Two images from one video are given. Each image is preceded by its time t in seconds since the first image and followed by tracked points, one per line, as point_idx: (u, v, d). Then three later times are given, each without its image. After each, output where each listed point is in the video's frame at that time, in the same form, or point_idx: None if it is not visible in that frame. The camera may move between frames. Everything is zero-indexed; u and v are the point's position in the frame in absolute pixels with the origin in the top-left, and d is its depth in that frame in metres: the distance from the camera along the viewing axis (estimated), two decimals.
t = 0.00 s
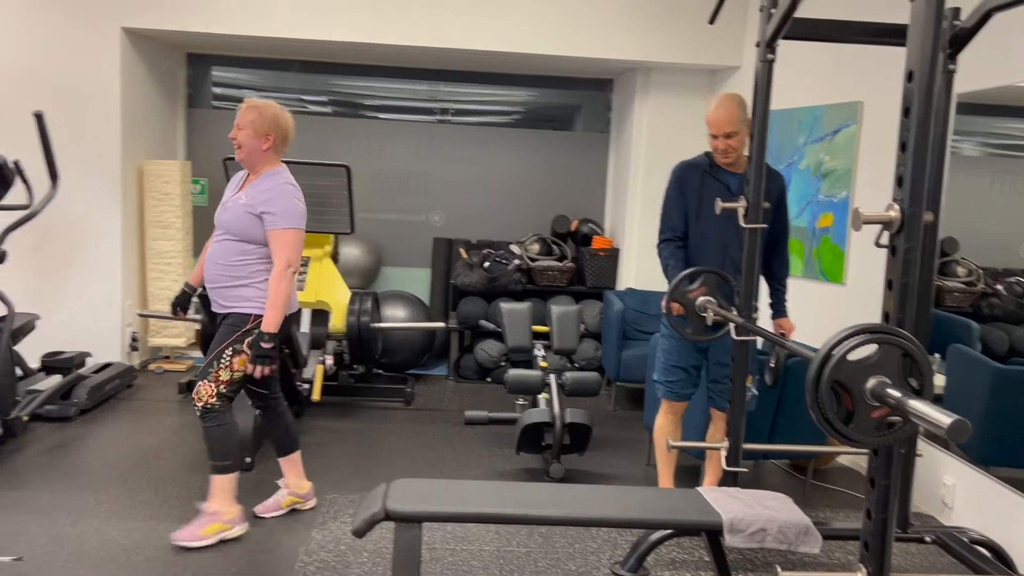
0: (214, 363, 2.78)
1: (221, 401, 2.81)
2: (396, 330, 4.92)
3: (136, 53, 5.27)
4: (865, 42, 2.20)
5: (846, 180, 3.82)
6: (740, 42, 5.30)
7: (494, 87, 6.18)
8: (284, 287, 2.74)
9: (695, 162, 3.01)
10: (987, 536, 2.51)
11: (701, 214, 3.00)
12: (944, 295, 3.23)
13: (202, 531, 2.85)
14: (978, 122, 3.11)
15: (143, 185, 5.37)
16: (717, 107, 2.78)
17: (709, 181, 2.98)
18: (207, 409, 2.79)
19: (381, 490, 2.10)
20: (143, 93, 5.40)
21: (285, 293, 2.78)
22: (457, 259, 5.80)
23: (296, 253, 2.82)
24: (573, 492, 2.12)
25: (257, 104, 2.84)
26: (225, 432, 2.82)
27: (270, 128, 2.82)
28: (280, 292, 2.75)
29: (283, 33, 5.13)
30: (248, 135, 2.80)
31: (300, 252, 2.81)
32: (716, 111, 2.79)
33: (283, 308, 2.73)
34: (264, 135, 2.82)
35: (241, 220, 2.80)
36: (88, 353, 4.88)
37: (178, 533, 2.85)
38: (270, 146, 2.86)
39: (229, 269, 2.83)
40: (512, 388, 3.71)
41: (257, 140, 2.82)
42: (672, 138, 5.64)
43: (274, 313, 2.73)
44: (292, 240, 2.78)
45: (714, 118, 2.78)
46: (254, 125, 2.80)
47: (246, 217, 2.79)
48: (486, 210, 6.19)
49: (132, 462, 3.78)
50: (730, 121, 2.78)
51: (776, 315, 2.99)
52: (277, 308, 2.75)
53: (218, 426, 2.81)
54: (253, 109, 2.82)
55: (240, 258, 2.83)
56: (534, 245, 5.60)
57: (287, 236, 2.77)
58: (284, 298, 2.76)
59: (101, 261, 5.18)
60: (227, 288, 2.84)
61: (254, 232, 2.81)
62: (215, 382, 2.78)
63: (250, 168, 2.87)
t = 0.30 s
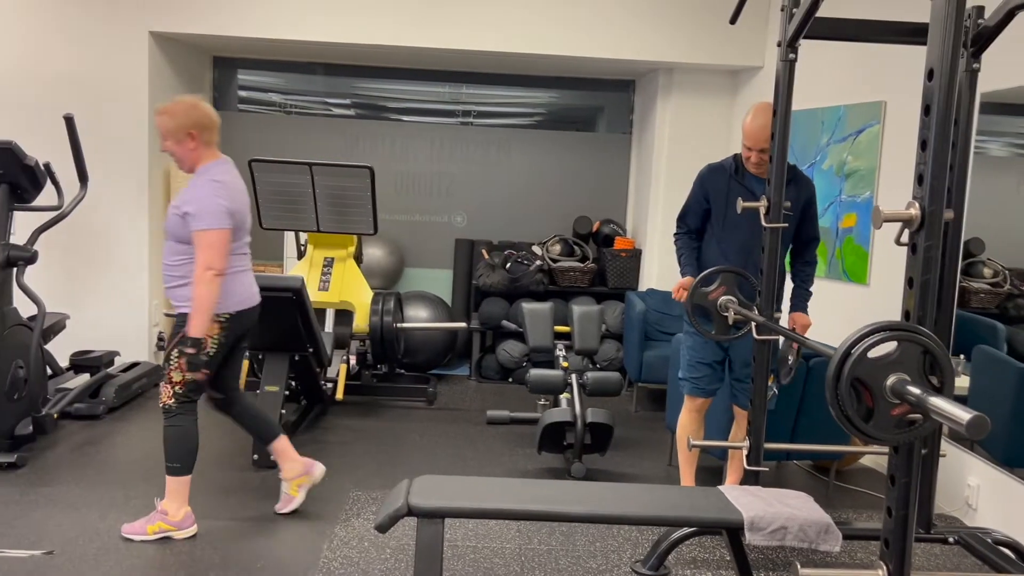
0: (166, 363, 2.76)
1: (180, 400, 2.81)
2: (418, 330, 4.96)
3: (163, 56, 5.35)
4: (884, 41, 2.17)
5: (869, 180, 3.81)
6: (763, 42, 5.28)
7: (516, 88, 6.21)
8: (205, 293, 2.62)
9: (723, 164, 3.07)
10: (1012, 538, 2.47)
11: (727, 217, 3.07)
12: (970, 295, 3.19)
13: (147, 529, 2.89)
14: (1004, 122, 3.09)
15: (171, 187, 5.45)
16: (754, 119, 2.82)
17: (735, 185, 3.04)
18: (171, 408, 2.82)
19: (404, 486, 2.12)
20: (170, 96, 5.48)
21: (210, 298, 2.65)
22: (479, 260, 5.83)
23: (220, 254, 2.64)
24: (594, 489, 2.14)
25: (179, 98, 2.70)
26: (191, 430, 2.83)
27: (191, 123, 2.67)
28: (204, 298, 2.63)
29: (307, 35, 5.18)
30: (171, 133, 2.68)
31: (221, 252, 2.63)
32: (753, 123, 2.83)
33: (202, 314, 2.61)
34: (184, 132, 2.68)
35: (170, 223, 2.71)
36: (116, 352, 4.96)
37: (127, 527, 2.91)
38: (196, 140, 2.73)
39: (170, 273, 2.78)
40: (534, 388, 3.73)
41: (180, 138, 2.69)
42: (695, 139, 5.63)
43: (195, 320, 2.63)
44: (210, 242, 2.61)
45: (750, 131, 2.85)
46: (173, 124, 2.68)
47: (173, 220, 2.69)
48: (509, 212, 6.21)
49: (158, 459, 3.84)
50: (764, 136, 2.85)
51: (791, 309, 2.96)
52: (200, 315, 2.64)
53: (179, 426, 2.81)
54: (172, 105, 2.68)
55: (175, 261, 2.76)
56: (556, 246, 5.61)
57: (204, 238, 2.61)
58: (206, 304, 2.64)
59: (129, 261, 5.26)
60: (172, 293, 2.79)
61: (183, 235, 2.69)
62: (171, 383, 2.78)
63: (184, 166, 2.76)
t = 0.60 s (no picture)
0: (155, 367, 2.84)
1: (182, 397, 2.85)
2: (443, 329, 5.00)
3: (193, 60, 5.44)
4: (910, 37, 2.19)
5: (896, 177, 3.77)
6: (788, 40, 5.25)
7: (540, 89, 6.22)
8: (101, 271, 2.65)
9: (747, 165, 3.10)
10: None
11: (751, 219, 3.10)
12: (999, 295, 3.17)
13: (178, 524, 2.95)
14: None
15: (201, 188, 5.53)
16: (776, 123, 2.81)
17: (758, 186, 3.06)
18: (178, 408, 2.87)
19: (428, 480, 2.15)
20: (199, 99, 5.56)
21: (107, 277, 2.67)
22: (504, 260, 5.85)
23: (126, 238, 2.65)
24: (617, 485, 2.15)
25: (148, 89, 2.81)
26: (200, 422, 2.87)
27: (147, 113, 2.75)
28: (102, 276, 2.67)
29: (333, 37, 5.23)
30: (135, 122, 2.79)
31: (126, 236, 2.63)
32: (775, 126, 2.82)
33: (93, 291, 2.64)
34: (152, 122, 2.76)
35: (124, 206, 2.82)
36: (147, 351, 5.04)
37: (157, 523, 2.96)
38: (163, 133, 2.80)
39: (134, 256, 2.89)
40: (557, 386, 3.74)
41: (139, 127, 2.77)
42: (720, 138, 5.61)
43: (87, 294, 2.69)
44: (118, 223, 2.65)
45: (770, 135, 2.84)
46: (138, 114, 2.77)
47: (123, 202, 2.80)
48: (533, 211, 6.23)
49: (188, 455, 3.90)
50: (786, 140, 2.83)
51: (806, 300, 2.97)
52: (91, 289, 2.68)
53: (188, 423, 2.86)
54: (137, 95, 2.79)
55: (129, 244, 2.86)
56: (581, 245, 5.62)
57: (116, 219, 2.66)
58: (100, 281, 2.67)
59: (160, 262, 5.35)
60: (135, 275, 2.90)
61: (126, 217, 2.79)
62: (166, 383, 2.84)
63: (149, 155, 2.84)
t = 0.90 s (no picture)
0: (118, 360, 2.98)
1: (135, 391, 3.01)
2: (481, 327, 5.03)
3: (235, 63, 5.54)
4: (951, 29, 2.16)
5: (939, 172, 3.71)
6: (828, 34, 5.18)
7: (578, 87, 6.22)
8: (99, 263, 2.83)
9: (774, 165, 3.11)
10: None
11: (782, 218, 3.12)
12: None
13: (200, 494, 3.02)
14: None
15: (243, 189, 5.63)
16: (802, 125, 2.79)
17: (786, 188, 3.08)
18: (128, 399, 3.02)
19: (466, 475, 2.19)
20: (242, 101, 5.66)
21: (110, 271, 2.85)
22: (541, 258, 5.86)
23: (127, 233, 2.84)
24: (653, 481, 2.16)
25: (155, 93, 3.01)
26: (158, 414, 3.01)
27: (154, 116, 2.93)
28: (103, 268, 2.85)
29: (372, 39, 5.29)
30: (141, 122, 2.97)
31: (128, 231, 2.84)
32: (801, 128, 2.80)
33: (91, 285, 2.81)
34: (160, 127, 2.95)
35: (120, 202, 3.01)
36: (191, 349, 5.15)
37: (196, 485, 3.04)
38: (169, 137, 2.99)
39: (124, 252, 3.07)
40: (595, 383, 3.75)
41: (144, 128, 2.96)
42: (759, 134, 5.56)
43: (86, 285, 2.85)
44: (119, 218, 2.84)
45: (795, 138, 2.81)
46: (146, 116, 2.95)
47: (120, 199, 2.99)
48: (571, 210, 6.23)
49: (231, 451, 3.98)
50: (815, 142, 2.79)
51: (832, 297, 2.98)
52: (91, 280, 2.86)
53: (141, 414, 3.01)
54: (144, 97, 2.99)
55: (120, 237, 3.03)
56: (618, 244, 5.63)
57: (118, 214, 2.85)
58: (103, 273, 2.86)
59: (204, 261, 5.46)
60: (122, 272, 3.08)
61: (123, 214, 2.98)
62: (123, 376, 2.99)
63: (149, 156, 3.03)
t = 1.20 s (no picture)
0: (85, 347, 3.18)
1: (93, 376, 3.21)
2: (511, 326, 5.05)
3: (268, 65, 5.61)
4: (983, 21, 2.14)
5: (973, 167, 3.66)
6: (860, 28, 5.12)
7: (606, 85, 6.21)
8: (124, 265, 2.95)
9: (775, 177, 3.24)
10: None
11: (789, 224, 3.22)
12: None
13: (60, 483, 3.32)
14: None
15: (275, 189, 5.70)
16: (795, 125, 2.95)
17: (791, 193, 3.19)
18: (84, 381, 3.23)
19: (495, 471, 2.21)
20: (274, 103, 5.74)
21: (134, 271, 2.99)
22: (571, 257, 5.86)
23: (137, 232, 2.99)
24: (683, 478, 2.16)
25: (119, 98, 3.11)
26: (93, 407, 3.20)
27: (136, 120, 3.06)
28: (124, 271, 2.97)
29: (402, 39, 5.34)
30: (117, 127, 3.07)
31: (138, 229, 2.98)
32: (794, 129, 2.96)
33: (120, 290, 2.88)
34: (130, 128, 3.07)
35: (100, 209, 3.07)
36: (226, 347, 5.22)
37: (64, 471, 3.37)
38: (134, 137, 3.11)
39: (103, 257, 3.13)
40: (625, 380, 3.75)
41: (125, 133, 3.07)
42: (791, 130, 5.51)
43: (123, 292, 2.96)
44: (129, 219, 2.97)
45: (790, 139, 2.97)
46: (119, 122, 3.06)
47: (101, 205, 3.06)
48: (600, 208, 6.23)
49: (265, 448, 4.04)
50: (810, 140, 2.95)
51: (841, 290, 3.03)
52: (126, 285, 2.97)
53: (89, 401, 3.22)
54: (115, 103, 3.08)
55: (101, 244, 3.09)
56: (648, 241, 5.60)
57: (124, 216, 2.97)
58: (132, 275, 2.98)
59: (238, 261, 5.54)
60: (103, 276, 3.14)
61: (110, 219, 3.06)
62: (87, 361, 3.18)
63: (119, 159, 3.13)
